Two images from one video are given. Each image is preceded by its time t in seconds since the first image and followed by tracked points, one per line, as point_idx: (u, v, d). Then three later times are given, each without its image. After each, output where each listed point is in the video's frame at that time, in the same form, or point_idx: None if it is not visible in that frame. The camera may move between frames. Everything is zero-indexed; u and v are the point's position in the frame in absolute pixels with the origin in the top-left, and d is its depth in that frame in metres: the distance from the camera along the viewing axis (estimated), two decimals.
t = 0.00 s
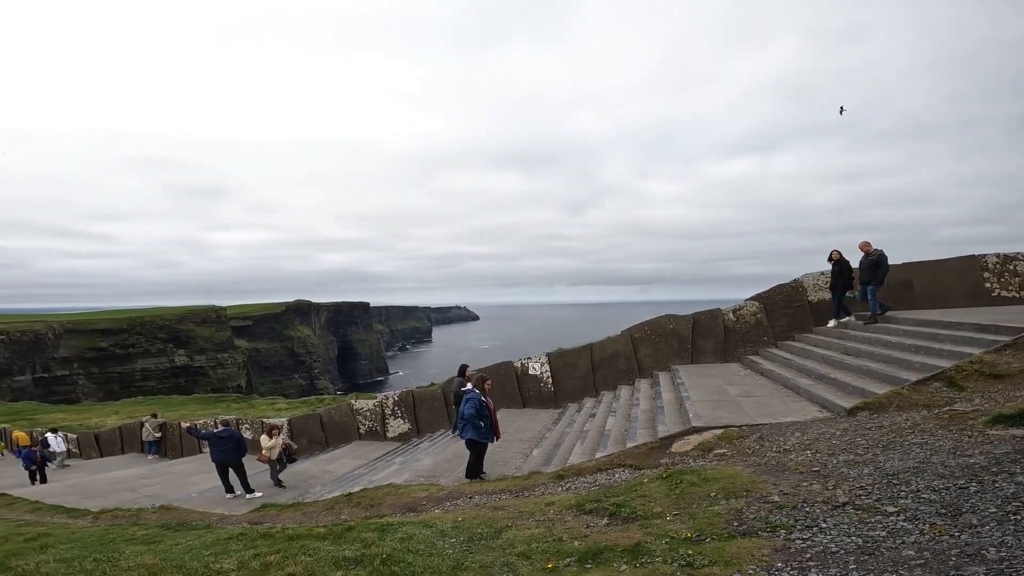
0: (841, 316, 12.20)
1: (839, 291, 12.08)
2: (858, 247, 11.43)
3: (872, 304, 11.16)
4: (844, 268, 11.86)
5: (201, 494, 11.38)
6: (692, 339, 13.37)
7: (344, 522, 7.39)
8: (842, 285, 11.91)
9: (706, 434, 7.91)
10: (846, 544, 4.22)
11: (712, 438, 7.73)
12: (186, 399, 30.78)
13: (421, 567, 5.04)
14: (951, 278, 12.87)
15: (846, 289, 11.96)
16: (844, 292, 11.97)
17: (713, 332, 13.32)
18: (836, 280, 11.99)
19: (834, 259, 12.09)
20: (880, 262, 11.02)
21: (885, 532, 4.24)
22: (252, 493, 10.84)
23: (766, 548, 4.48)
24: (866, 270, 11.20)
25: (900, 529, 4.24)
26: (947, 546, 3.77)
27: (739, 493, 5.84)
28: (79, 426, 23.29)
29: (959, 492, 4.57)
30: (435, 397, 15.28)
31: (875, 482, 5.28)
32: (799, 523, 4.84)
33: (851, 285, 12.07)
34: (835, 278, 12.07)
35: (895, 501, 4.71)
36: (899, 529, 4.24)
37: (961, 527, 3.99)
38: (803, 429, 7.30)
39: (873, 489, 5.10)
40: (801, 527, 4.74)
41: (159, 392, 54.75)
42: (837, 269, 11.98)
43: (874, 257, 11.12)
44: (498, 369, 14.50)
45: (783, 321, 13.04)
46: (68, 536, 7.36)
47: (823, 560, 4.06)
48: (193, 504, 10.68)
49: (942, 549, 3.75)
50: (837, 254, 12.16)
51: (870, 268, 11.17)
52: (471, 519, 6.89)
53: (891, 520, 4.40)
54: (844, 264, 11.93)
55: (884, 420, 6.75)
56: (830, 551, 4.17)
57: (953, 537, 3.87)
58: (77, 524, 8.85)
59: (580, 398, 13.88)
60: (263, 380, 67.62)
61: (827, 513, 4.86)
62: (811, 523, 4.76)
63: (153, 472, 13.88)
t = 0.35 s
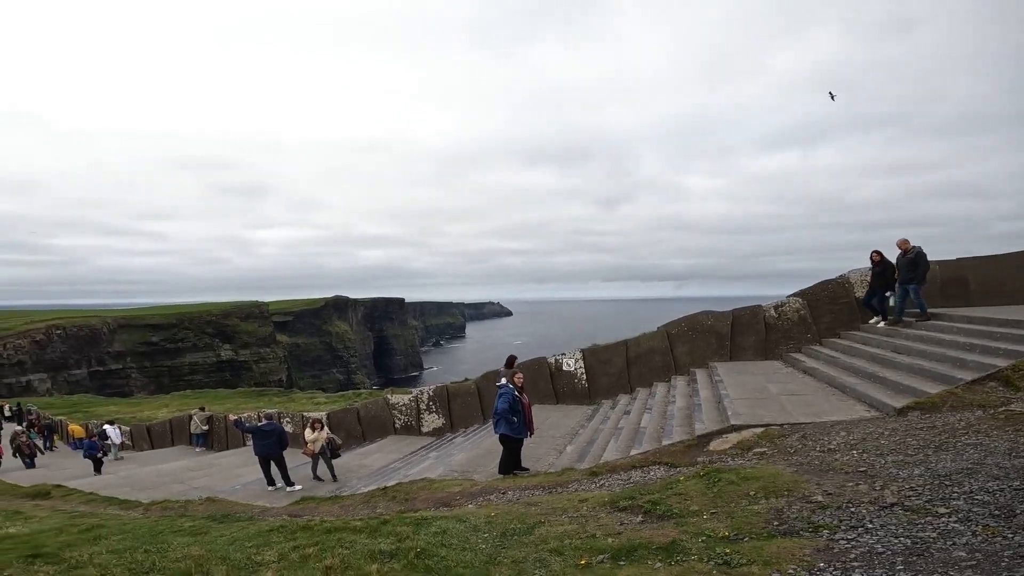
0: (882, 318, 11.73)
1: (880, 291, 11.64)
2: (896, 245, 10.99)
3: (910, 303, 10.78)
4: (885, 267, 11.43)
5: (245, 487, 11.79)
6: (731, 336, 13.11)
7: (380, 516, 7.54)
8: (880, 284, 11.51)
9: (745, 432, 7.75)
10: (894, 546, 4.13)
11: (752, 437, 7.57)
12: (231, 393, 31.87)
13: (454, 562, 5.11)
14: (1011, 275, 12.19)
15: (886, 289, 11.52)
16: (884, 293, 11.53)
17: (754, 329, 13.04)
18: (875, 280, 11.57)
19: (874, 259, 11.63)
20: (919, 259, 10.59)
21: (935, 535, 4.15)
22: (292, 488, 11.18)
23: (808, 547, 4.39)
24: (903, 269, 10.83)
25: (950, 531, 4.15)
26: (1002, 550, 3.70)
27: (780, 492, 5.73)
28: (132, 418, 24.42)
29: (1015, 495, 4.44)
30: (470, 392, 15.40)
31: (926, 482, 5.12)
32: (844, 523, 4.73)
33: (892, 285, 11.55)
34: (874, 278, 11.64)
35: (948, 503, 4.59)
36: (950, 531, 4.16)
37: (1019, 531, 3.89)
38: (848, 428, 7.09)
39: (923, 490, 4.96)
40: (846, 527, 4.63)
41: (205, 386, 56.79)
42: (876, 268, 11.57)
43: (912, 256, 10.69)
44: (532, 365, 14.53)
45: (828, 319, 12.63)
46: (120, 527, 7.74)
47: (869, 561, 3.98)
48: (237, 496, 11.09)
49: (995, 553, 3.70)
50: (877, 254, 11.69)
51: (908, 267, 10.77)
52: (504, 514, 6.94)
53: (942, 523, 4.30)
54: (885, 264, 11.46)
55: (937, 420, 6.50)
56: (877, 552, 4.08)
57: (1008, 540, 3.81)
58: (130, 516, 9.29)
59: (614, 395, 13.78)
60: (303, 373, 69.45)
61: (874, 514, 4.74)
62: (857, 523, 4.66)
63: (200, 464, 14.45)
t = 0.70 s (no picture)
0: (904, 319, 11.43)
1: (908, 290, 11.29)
2: (928, 246, 10.54)
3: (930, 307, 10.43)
4: (915, 266, 11.04)
5: (278, 481, 12.10)
6: (764, 334, 12.87)
7: (408, 511, 7.66)
8: (909, 283, 11.17)
9: (779, 431, 7.60)
10: (933, 547, 4.02)
11: (786, 437, 7.43)
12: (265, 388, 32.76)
13: (480, 558, 5.16)
14: None
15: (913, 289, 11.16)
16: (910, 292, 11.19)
17: (788, 327, 12.77)
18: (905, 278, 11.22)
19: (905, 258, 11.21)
20: (949, 263, 10.14)
21: (977, 536, 4.02)
22: (324, 481, 11.46)
23: (843, 547, 4.30)
24: (930, 272, 10.40)
25: (992, 533, 4.02)
26: None
27: (815, 492, 5.62)
28: (171, 412, 25.29)
29: None
30: (497, 389, 15.48)
31: (969, 483, 4.96)
32: (881, 523, 4.61)
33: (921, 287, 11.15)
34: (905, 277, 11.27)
35: (990, 504, 4.45)
36: (992, 533, 4.03)
37: None
38: (887, 428, 6.91)
39: (966, 492, 4.81)
40: (883, 527, 4.51)
41: (241, 380, 58.37)
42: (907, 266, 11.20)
43: (941, 259, 10.25)
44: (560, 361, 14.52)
45: (866, 318, 12.27)
46: (159, 520, 8.05)
47: (906, 561, 3.89)
48: (270, 490, 11.40)
49: None
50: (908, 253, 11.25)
51: (936, 270, 10.34)
52: (530, 511, 6.97)
53: (984, 524, 4.17)
54: (917, 264, 11.04)
55: (981, 420, 6.27)
56: (915, 553, 3.99)
57: None
58: (169, 508, 9.64)
59: (643, 392, 13.67)
60: (333, 369, 70.76)
61: (913, 515, 4.61)
62: (894, 523, 4.55)
63: (235, 458, 14.88)
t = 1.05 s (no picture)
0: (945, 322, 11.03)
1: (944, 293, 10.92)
2: (962, 249, 10.12)
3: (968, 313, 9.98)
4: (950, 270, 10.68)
5: (312, 476, 12.41)
6: (801, 333, 12.58)
7: (437, 507, 7.76)
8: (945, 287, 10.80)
9: (817, 432, 7.44)
10: (978, 549, 3.90)
11: (824, 437, 7.27)
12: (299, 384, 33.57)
13: (508, 554, 5.21)
14: None
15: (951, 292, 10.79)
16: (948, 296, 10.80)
17: (827, 325, 12.45)
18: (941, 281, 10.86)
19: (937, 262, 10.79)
20: (984, 266, 9.75)
21: None
22: (354, 477, 11.71)
23: (884, 549, 4.20)
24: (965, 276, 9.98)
25: None
26: None
27: (855, 492, 5.49)
28: (210, 407, 26.14)
29: None
30: (526, 386, 15.53)
31: (1019, 485, 4.78)
32: (924, 524, 4.49)
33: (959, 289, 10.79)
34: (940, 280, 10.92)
35: None
36: None
37: None
38: (933, 429, 6.69)
39: (1015, 494, 4.64)
40: (926, 529, 4.39)
41: (277, 376, 59.88)
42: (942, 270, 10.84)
43: (976, 263, 9.86)
44: (590, 359, 14.46)
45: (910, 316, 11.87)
46: (199, 514, 8.35)
47: (950, 563, 3.79)
48: (303, 484, 11.70)
49: None
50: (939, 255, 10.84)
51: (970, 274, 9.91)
52: (558, 509, 6.99)
53: None
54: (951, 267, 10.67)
55: None
56: (959, 555, 3.88)
57: None
58: (207, 502, 9.99)
59: (674, 391, 13.52)
60: (365, 364, 72.00)
61: (958, 516, 4.48)
62: (938, 524, 4.42)
63: (270, 453, 15.30)
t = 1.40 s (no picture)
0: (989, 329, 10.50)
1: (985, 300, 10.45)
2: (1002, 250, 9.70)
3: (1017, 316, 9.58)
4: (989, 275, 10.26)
5: (347, 470, 12.71)
6: (846, 333, 12.20)
7: (469, 503, 7.85)
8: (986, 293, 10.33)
9: (860, 434, 7.22)
10: None
11: (868, 439, 7.06)
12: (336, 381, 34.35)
13: (538, 552, 5.25)
14: None
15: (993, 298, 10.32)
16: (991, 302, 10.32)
17: (874, 325, 12.05)
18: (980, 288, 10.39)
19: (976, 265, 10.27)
20: None
21: None
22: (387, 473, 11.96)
23: (930, 552, 4.06)
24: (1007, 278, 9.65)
25: None
26: None
27: (900, 496, 5.32)
28: (252, 402, 27.02)
29: None
30: (559, 384, 15.52)
31: None
32: (974, 529, 4.33)
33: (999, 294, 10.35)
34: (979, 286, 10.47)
35: None
36: None
37: None
38: (986, 432, 6.42)
39: None
40: (976, 533, 4.23)
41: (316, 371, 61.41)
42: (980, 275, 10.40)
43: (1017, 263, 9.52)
44: (624, 357, 14.35)
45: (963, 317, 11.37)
46: (240, 507, 8.67)
47: (1000, 568, 3.66)
48: (339, 479, 12.01)
49: None
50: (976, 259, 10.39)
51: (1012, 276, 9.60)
52: (590, 507, 6.99)
53: None
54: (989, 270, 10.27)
55: None
56: (1011, 560, 3.74)
57: None
58: (248, 495, 10.36)
59: (710, 390, 13.30)
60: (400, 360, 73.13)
61: (1011, 521, 4.30)
62: (988, 529, 4.26)
63: (308, 447, 15.74)
